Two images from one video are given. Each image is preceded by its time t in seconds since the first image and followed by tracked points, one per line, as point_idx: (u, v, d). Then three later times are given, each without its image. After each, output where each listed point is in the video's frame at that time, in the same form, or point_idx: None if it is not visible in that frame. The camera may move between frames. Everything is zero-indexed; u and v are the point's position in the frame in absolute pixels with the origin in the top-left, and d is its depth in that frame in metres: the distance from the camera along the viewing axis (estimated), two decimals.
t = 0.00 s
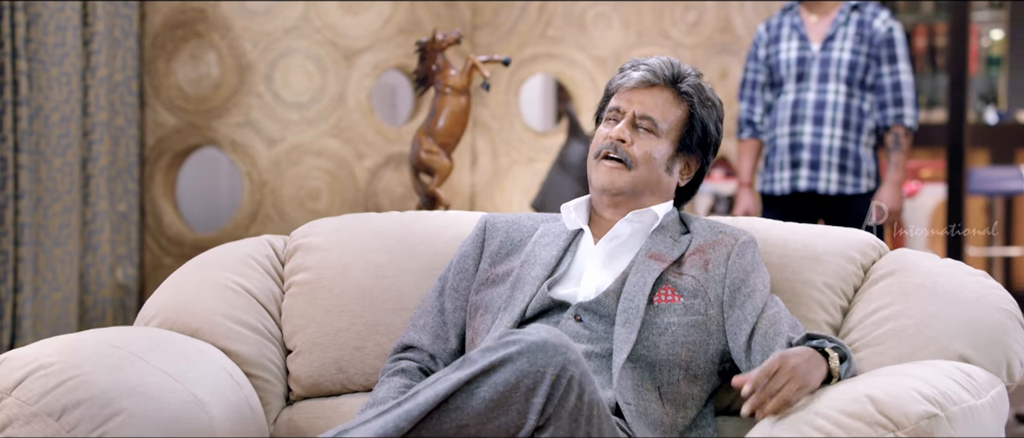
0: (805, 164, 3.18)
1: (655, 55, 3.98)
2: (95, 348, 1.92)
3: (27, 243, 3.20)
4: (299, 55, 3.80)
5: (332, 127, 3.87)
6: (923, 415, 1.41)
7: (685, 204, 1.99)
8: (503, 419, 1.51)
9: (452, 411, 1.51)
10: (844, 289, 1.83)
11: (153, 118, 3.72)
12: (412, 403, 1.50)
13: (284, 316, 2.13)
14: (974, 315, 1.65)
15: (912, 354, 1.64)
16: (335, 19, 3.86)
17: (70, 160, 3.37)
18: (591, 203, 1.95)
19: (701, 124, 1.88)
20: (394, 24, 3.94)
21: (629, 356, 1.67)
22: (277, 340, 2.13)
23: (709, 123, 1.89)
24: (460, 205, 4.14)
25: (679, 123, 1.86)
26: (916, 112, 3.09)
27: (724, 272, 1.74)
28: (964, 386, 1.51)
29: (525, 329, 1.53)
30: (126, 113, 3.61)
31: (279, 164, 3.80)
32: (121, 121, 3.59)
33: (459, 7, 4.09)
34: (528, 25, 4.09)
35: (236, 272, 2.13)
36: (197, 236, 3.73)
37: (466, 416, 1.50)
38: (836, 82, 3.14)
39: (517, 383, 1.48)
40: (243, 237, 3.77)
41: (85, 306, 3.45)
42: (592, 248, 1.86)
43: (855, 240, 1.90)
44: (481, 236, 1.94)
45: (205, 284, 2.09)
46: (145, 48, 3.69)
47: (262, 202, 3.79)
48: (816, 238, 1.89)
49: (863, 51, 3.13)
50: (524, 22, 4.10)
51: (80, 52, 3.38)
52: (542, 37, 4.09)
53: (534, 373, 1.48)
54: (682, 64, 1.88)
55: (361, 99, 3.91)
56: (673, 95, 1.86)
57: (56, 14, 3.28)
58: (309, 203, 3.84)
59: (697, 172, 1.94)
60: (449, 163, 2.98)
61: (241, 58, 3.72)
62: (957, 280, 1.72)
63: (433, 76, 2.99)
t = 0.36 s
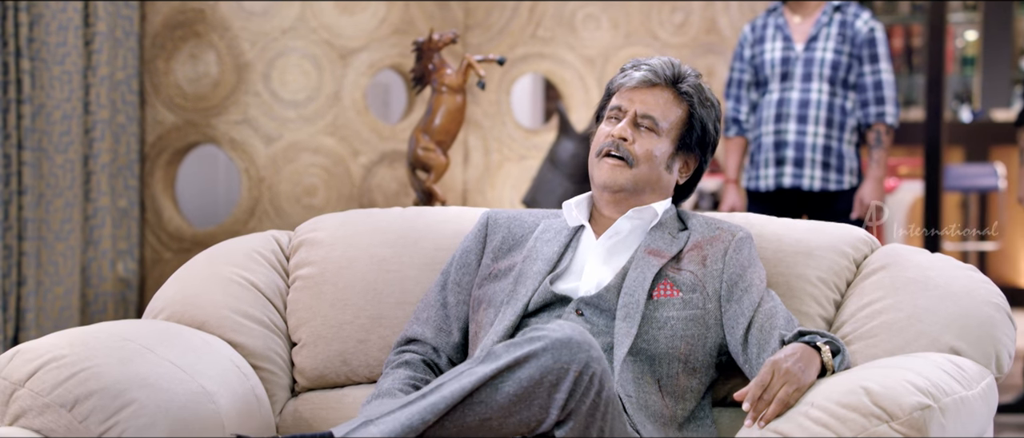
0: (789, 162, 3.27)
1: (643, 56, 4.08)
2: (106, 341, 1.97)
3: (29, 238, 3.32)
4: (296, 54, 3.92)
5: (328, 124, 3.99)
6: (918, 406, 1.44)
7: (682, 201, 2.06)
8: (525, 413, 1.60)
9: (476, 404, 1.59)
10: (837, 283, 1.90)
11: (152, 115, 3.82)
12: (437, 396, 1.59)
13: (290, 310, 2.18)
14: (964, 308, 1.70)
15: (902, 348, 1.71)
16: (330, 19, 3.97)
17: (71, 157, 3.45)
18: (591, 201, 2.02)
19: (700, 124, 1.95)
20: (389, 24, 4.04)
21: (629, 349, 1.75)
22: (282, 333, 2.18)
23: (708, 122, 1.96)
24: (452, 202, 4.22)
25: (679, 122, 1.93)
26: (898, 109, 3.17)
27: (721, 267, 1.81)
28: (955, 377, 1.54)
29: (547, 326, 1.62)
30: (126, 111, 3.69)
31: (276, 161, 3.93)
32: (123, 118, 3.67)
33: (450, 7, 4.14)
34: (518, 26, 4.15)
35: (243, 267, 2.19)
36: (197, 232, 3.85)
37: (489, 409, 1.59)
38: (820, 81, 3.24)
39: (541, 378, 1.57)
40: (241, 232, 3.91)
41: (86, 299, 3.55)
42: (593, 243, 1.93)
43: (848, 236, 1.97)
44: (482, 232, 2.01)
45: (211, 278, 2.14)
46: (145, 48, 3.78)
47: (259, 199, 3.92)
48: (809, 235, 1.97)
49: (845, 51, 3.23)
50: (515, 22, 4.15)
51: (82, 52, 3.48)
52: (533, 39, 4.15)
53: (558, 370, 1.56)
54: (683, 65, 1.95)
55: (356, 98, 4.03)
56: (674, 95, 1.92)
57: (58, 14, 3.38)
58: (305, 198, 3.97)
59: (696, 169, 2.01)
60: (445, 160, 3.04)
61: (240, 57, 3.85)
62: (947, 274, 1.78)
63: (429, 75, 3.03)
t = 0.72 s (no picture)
0: (774, 160, 3.39)
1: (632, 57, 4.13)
2: (117, 333, 2.04)
3: (35, 234, 3.40)
4: (294, 55, 3.99)
5: (326, 124, 4.05)
6: (909, 397, 1.53)
7: (678, 197, 2.15)
8: (519, 402, 1.70)
9: (472, 393, 1.71)
10: (829, 278, 2.00)
11: (154, 115, 3.91)
12: (434, 385, 1.71)
13: (295, 304, 2.25)
14: (953, 303, 1.79)
15: (893, 341, 1.79)
16: (327, 21, 4.03)
17: (76, 155, 3.56)
18: (589, 196, 2.10)
19: (695, 123, 2.04)
20: (384, 26, 4.09)
21: (629, 341, 1.84)
22: (288, 326, 2.25)
23: (703, 121, 2.05)
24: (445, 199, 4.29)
25: (674, 121, 2.02)
26: (878, 109, 3.28)
27: (717, 261, 1.90)
28: (945, 369, 1.64)
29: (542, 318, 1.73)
30: (130, 111, 3.82)
31: (275, 160, 3.99)
32: (126, 118, 3.81)
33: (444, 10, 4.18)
34: (511, 29, 4.17)
35: (249, 261, 2.26)
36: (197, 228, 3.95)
37: (484, 398, 1.70)
38: (804, 82, 3.35)
39: (534, 368, 1.67)
40: (241, 229, 3.99)
41: (90, 293, 3.68)
42: (591, 237, 2.01)
43: (838, 232, 2.07)
44: (483, 227, 2.09)
45: (218, 273, 2.21)
46: (147, 49, 3.89)
47: (259, 197, 3.99)
48: (802, 231, 2.07)
49: (828, 53, 3.34)
50: (507, 25, 4.18)
51: (86, 53, 3.59)
52: (523, 40, 4.18)
53: (551, 360, 1.67)
54: (678, 66, 2.03)
55: (353, 98, 4.09)
56: (669, 94, 2.01)
57: (64, 17, 3.49)
58: (303, 196, 4.03)
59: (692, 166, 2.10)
60: (442, 159, 3.08)
61: (240, 58, 3.92)
62: (935, 269, 1.87)
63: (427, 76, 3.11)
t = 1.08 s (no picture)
0: (758, 160, 3.56)
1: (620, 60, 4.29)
2: (130, 327, 2.12)
3: (43, 231, 3.57)
4: (293, 57, 4.15)
5: (323, 124, 4.23)
6: (898, 388, 1.62)
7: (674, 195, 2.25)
8: (521, 394, 1.79)
9: (475, 385, 1.80)
10: (818, 273, 2.07)
11: (158, 115, 4.06)
12: (439, 379, 1.80)
13: (302, 299, 2.33)
14: (940, 298, 1.89)
15: (886, 331, 1.89)
16: (326, 25, 4.21)
17: (83, 154, 3.72)
18: (587, 194, 2.19)
19: (691, 123, 2.13)
20: (381, 30, 4.30)
21: (625, 335, 1.94)
22: (294, 320, 2.32)
23: (698, 122, 2.15)
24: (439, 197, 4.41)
25: (670, 121, 2.11)
26: (858, 111, 3.47)
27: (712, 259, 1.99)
28: (931, 361, 1.74)
29: (543, 311, 1.81)
30: (134, 111, 3.97)
31: (275, 159, 4.16)
32: (131, 118, 3.95)
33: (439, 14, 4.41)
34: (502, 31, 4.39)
35: (257, 258, 2.33)
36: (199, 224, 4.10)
37: (487, 390, 1.79)
38: (787, 84, 3.52)
39: (535, 361, 1.76)
40: (242, 226, 4.14)
41: (98, 288, 3.83)
42: (589, 235, 2.09)
43: (827, 228, 2.14)
44: (484, 224, 2.18)
45: (227, 268, 2.29)
46: (151, 52, 4.03)
47: (259, 194, 4.16)
48: (794, 228, 2.14)
49: (811, 56, 3.52)
50: (499, 28, 4.39)
51: (92, 55, 3.74)
52: (516, 43, 4.38)
53: (551, 353, 1.76)
54: (674, 68, 2.13)
55: (351, 98, 4.28)
56: (665, 96, 2.10)
57: (71, 21, 3.64)
58: (302, 193, 4.20)
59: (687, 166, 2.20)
60: (439, 158, 3.09)
61: (240, 61, 4.08)
62: (921, 265, 1.97)
63: (424, 77, 3.14)
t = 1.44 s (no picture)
0: (745, 159, 3.66)
1: (610, 63, 4.39)
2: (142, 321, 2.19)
3: (51, 228, 3.70)
4: (294, 60, 4.22)
5: (323, 125, 4.28)
6: (888, 380, 1.68)
7: (668, 194, 2.34)
8: (523, 388, 1.88)
9: (479, 379, 1.88)
10: (810, 269, 2.15)
11: (162, 115, 4.17)
12: (444, 373, 1.89)
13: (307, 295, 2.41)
14: (928, 292, 1.95)
15: (877, 325, 1.95)
16: (325, 29, 4.26)
17: (90, 153, 3.84)
18: (585, 193, 2.28)
19: (685, 124, 2.23)
20: (379, 33, 4.34)
21: (623, 331, 2.04)
22: (301, 315, 2.40)
23: (692, 123, 2.24)
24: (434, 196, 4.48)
25: (666, 122, 2.21)
26: (842, 112, 3.59)
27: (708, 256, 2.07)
28: (921, 355, 1.79)
29: (544, 307, 1.91)
30: (140, 112, 4.08)
31: (275, 158, 4.22)
32: (136, 118, 4.06)
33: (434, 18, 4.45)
34: (495, 36, 4.42)
35: (265, 254, 2.41)
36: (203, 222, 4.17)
37: (491, 383, 1.88)
38: (773, 86, 3.64)
39: (538, 355, 1.85)
40: (244, 223, 4.21)
41: (104, 284, 3.96)
42: (587, 232, 2.18)
43: (818, 226, 2.22)
44: (485, 221, 2.26)
45: (236, 265, 2.36)
46: (156, 55, 4.14)
47: (261, 192, 4.23)
48: (785, 225, 2.21)
49: (795, 59, 3.63)
50: (492, 32, 4.43)
51: (98, 58, 3.87)
52: (509, 46, 4.43)
53: (553, 348, 1.85)
54: (668, 71, 2.23)
55: (349, 100, 4.33)
56: (661, 98, 2.20)
57: (79, 24, 3.77)
58: (302, 192, 4.27)
59: (681, 164, 2.29)
60: (437, 157, 3.28)
61: (242, 64, 4.15)
62: (910, 261, 2.03)
63: (423, 79, 3.31)
